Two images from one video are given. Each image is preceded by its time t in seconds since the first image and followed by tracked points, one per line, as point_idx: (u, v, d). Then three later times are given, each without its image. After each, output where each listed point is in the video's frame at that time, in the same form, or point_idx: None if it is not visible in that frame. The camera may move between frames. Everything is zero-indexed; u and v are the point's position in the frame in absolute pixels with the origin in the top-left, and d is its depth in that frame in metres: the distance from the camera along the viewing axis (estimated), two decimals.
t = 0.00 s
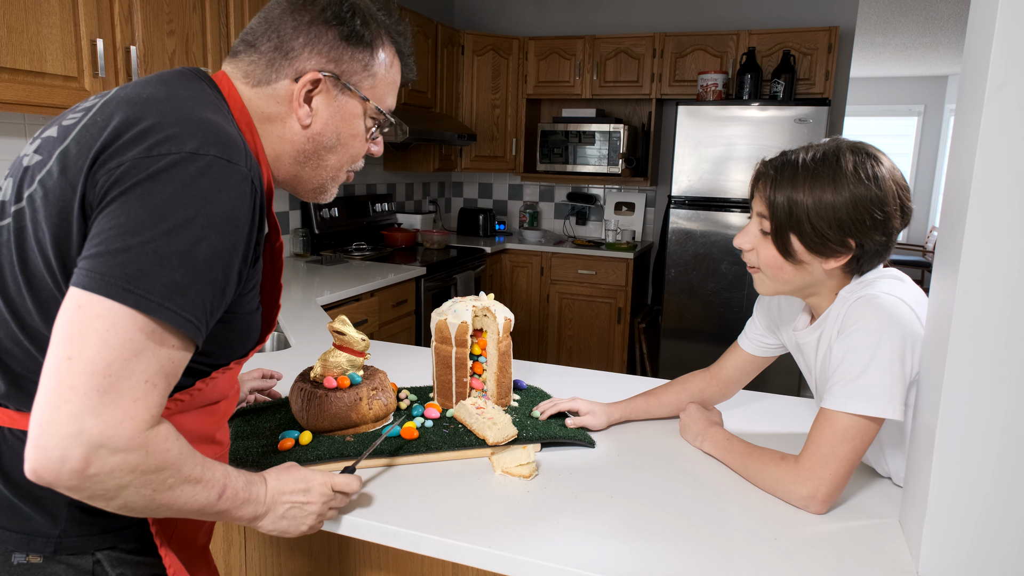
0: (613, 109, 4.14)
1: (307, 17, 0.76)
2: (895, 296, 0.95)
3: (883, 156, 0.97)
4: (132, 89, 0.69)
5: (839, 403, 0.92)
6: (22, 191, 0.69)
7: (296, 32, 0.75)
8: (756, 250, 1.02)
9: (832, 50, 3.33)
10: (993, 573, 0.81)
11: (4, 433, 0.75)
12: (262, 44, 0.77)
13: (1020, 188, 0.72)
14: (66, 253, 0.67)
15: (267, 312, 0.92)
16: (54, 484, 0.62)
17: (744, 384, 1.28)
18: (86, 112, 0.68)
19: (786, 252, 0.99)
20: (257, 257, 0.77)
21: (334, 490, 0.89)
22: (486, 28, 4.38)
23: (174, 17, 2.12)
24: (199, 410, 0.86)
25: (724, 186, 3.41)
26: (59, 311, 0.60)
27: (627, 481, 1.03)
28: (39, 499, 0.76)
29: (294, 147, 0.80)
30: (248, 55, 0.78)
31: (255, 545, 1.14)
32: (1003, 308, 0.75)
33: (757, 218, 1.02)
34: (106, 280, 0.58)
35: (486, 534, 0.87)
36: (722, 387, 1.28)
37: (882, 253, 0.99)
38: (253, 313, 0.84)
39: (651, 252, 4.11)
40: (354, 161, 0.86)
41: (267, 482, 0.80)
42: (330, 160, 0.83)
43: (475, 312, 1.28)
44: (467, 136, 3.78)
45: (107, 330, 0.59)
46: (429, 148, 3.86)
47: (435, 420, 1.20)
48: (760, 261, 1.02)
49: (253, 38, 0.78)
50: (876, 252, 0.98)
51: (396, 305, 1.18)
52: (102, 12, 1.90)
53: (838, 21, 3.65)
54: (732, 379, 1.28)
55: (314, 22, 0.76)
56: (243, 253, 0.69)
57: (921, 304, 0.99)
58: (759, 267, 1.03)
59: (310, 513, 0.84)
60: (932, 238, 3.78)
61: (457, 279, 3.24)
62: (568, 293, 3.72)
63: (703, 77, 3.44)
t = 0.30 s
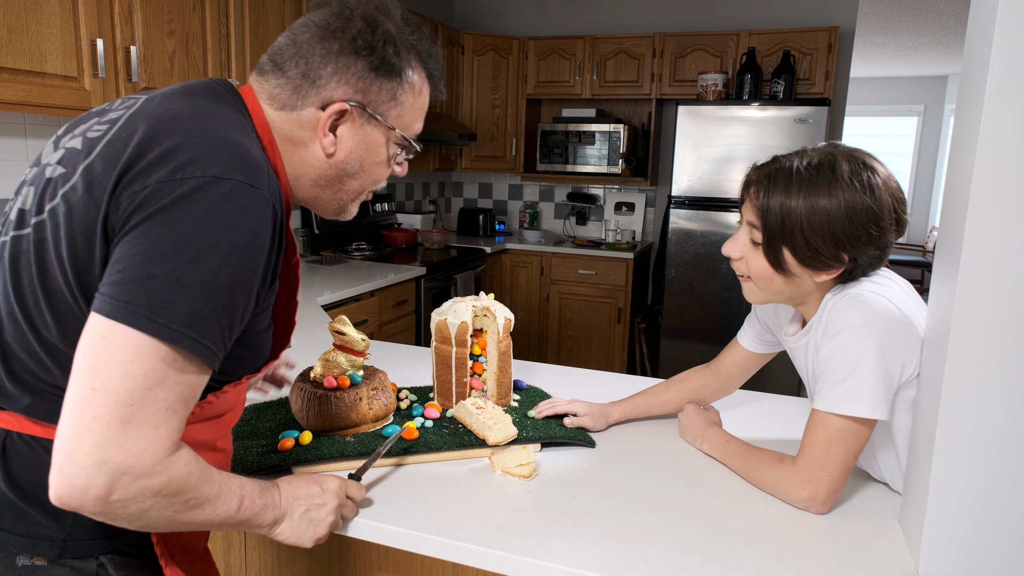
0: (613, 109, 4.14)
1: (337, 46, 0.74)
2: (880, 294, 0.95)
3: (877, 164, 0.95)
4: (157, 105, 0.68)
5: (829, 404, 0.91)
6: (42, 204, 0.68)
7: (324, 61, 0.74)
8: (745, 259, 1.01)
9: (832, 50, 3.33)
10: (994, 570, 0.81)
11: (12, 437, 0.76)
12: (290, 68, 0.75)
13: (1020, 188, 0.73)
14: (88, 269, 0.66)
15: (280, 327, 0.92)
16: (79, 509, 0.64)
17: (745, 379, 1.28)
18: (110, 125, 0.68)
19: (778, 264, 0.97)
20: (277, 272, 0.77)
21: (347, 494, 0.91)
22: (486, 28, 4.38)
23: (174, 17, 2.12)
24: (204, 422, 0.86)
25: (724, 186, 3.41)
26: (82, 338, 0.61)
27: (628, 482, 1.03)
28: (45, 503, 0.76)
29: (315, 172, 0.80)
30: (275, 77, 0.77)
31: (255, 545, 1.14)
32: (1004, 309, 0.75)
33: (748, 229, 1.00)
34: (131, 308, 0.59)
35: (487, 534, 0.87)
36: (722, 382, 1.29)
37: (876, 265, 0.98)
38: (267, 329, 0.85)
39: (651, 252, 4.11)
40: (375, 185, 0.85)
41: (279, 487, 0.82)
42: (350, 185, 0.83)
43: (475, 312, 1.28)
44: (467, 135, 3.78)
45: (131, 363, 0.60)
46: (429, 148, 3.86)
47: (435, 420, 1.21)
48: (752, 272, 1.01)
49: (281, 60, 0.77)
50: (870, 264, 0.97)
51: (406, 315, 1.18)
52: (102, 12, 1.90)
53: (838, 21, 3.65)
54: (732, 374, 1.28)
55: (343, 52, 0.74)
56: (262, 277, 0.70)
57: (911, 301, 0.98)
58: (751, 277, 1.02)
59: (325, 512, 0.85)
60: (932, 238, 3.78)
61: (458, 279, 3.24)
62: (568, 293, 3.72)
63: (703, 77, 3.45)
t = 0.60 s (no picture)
0: (613, 109, 4.14)
1: (365, 70, 0.76)
2: (886, 296, 0.94)
3: (875, 167, 0.94)
4: (196, 118, 0.70)
5: (831, 407, 0.92)
6: (77, 209, 0.68)
7: (353, 84, 0.76)
8: (742, 267, 1.01)
9: (832, 50, 3.33)
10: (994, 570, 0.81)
11: (32, 441, 0.76)
12: (319, 88, 0.77)
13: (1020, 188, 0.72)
14: (124, 275, 0.67)
15: (297, 340, 0.95)
16: (111, 516, 0.64)
17: (746, 375, 1.29)
18: (149, 134, 0.69)
19: (774, 272, 0.97)
20: (304, 284, 0.78)
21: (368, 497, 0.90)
22: (486, 28, 4.38)
23: (174, 17, 2.12)
24: (221, 428, 0.88)
25: (724, 186, 3.41)
26: (119, 343, 0.61)
27: (632, 482, 1.03)
28: (64, 507, 0.77)
29: (337, 189, 0.82)
30: (303, 96, 0.78)
31: (256, 545, 1.14)
32: (1004, 309, 0.75)
33: (745, 237, 1.00)
34: (170, 316, 0.60)
35: (490, 534, 0.87)
36: (726, 378, 1.29)
37: (877, 271, 0.98)
38: (285, 340, 0.86)
39: (651, 252, 4.11)
40: (393, 202, 0.88)
41: (299, 486, 0.83)
42: (371, 202, 0.85)
43: (475, 312, 1.29)
44: (466, 135, 3.78)
45: (169, 371, 0.61)
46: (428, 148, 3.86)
47: (435, 420, 1.21)
48: (748, 279, 1.01)
49: (310, 79, 0.78)
50: (871, 271, 0.97)
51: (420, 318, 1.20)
52: (102, 12, 1.90)
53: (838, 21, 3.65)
54: (734, 370, 1.28)
55: (372, 76, 0.76)
56: (292, 289, 0.71)
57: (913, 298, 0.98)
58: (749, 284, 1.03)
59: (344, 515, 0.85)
60: (932, 238, 3.78)
61: (458, 279, 3.24)
62: (568, 293, 3.72)
63: (703, 77, 3.45)
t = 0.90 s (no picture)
0: (613, 109, 4.14)
1: (388, 92, 0.77)
2: (885, 296, 0.93)
3: (873, 169, 0.93)
4: (222, 127, 0.71)
5: (830, 409, 0.92)
6: (98, 211, 0.68)
7: (375, 105, 0.77)
8: (738, 268, 1.01)
9: (832, 50, 3.34)
10: (993, 571, 0.81)
11: (39, 439, 0.75)
12: (341, 105, 0.78)
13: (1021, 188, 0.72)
14: (143, 278, 0.67)
15: (309, 349, 0.95)
16: (115, 517, 0.64)
17: (746, 372, 1.29)
18: (175, 141, 0.70)
19: (767, 274, 0.98)
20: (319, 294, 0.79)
21: (370, 501, 0.90)
22: (486, 28, 4.38)
23: (174, 17, 2.12)
24: (227, 433, 0.88)
25: (725, 187, 3.41)
26: (136, 344, 0.61)
27: (633, 482, 1.03)
28: (69, 505, 0.77)
29: (352, 204, 0.84)
30: (325, 112, 0.79)
31: (255, 546, 1.14)
32: (1004, 309, 0.75)
33: (740, 238, 1.01)
34: (188, 321, 0.60)
35: (490, 534, 0.87)
36: (725, 375, 1.29)
37: (873, 274, 0.97)
38: (296, 348, 0.87)
39: (651, 252, 4.12)
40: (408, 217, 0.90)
41: (304, 489, 0.83)
42: (385, 216, 0.87)
43: (476, 312, 1.29)
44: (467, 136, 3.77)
45: (183, 375, 0.61)
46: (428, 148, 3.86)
47: (435, 421, 1.21)
48: (742, 279, 1.02)
49: (333, 95, 0.79)
50: (867, 274, 0.96)
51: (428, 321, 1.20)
52: (102, 12, 1.90)
53: (838, 21, 3.64)
54: (734, 368, 1.28)
55: (394, 98, 0.77)
56: (306, 299, 0.71)
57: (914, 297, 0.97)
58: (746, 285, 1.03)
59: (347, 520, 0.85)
60: (932, 238, 3.78)
61: (458, 279, 3.24)
62: (568, 293, 3.72)
63: (703, 77, 3.44)
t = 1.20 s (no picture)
0: (613, 109, 4.14)
1: (395, 106, 0.78)
2: (881, 296, 0.93)
3: (872, 168, 0.93)
4: (227, 130, 0.71)
5: (830, 410, 0.92)
6: (103, 212, 0.69)
7: (383, 118, 0.78)
8: (735, 265, 1.01)
9: (832, 50, 3.34)
10: (994, 572, 0.81)
11: (40, 435, 0.76)
12: (349, 116, 0.79)
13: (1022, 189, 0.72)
14: (147, 280, 0.68)
15: (310, 353, 0.96)
16: (132, 521, 0.64)
17: (750, 374, 1.28)
18: (181, 142, 0.70)
19: (763, 271, 0.98)
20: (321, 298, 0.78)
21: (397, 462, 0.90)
22: (486, 28, 4.38)
23: (174, 17, 2.12)
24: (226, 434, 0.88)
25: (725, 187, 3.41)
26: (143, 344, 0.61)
27: (633, 482, 1.03)
28: (68, 503, 0.77)
29: (358, 212, 0.85)
30: (332, 120, 0.80)
31: (256, 545, 1.14)
32: (1003, 310, 0.75)
33: (738, 235, 1.01)
34: (190, 323, 0.61)
35: (490, 534, 0.87)
36: (728, 379, 1.29)
37: (870, 271, 0.97)
38: (297, 352, 0.87)
39: (651, 252, 4.12)
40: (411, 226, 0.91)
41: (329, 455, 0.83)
42: (390, 226, 0.88)
43: (477, 312, 1.29)
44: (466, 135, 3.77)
45: (192, 374, 0.61)
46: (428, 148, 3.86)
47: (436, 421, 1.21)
48: (739, 277, 1.02)
49: (341, 106, 0.80)
50: (865, 270, 0.96)
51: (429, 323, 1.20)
52: (102, 12, 1.90)
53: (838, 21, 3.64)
54: (737, 371, 1.28)
55: (401, 112, 0.78)
56: (307, 303, 0.71)
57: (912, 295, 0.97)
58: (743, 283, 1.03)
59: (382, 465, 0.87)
60: (933, 238, 3.78)
61: (458, 279, 3.24)
62: (568, 293, 3.72)
63: (703, 77, 3.44)
